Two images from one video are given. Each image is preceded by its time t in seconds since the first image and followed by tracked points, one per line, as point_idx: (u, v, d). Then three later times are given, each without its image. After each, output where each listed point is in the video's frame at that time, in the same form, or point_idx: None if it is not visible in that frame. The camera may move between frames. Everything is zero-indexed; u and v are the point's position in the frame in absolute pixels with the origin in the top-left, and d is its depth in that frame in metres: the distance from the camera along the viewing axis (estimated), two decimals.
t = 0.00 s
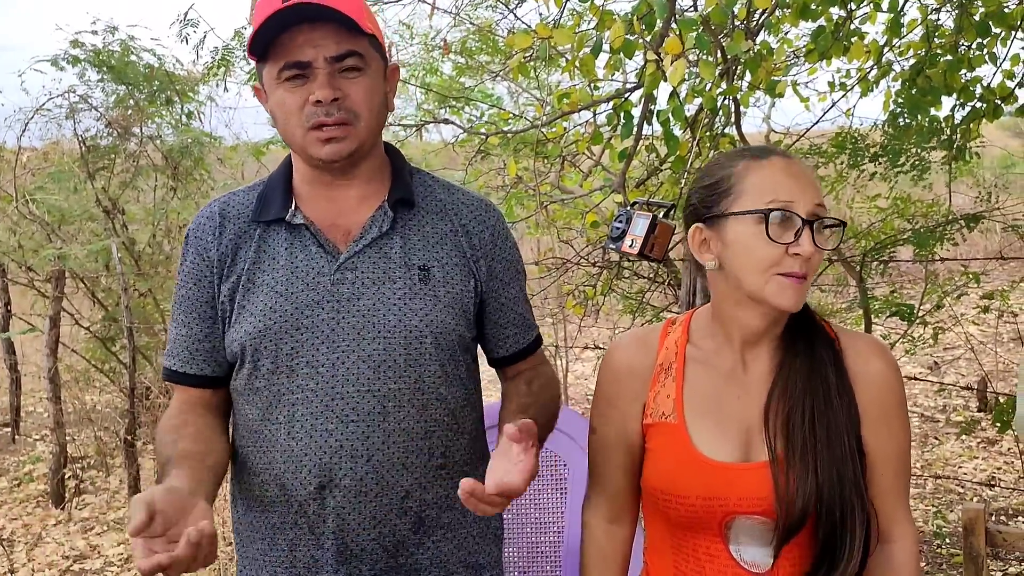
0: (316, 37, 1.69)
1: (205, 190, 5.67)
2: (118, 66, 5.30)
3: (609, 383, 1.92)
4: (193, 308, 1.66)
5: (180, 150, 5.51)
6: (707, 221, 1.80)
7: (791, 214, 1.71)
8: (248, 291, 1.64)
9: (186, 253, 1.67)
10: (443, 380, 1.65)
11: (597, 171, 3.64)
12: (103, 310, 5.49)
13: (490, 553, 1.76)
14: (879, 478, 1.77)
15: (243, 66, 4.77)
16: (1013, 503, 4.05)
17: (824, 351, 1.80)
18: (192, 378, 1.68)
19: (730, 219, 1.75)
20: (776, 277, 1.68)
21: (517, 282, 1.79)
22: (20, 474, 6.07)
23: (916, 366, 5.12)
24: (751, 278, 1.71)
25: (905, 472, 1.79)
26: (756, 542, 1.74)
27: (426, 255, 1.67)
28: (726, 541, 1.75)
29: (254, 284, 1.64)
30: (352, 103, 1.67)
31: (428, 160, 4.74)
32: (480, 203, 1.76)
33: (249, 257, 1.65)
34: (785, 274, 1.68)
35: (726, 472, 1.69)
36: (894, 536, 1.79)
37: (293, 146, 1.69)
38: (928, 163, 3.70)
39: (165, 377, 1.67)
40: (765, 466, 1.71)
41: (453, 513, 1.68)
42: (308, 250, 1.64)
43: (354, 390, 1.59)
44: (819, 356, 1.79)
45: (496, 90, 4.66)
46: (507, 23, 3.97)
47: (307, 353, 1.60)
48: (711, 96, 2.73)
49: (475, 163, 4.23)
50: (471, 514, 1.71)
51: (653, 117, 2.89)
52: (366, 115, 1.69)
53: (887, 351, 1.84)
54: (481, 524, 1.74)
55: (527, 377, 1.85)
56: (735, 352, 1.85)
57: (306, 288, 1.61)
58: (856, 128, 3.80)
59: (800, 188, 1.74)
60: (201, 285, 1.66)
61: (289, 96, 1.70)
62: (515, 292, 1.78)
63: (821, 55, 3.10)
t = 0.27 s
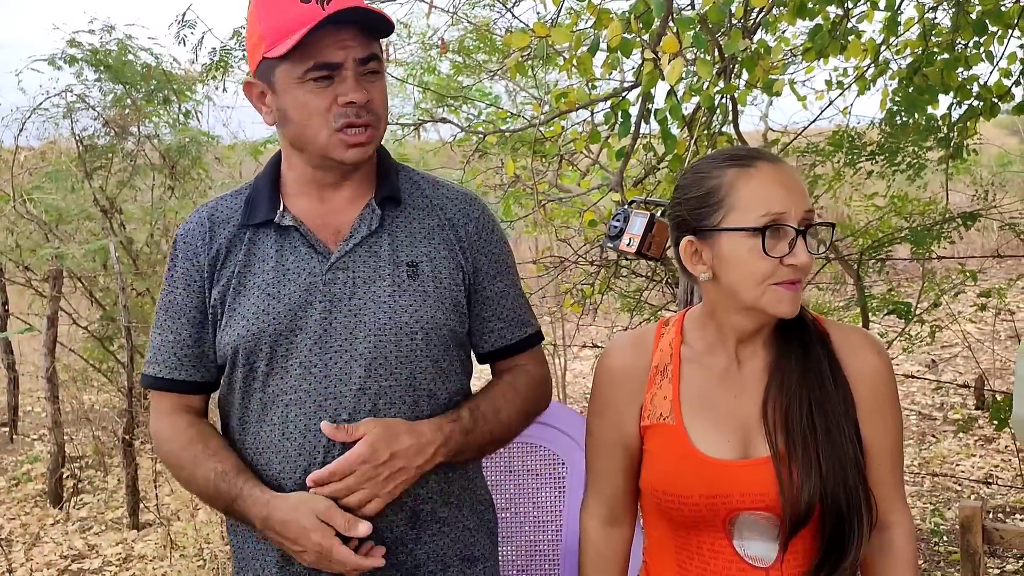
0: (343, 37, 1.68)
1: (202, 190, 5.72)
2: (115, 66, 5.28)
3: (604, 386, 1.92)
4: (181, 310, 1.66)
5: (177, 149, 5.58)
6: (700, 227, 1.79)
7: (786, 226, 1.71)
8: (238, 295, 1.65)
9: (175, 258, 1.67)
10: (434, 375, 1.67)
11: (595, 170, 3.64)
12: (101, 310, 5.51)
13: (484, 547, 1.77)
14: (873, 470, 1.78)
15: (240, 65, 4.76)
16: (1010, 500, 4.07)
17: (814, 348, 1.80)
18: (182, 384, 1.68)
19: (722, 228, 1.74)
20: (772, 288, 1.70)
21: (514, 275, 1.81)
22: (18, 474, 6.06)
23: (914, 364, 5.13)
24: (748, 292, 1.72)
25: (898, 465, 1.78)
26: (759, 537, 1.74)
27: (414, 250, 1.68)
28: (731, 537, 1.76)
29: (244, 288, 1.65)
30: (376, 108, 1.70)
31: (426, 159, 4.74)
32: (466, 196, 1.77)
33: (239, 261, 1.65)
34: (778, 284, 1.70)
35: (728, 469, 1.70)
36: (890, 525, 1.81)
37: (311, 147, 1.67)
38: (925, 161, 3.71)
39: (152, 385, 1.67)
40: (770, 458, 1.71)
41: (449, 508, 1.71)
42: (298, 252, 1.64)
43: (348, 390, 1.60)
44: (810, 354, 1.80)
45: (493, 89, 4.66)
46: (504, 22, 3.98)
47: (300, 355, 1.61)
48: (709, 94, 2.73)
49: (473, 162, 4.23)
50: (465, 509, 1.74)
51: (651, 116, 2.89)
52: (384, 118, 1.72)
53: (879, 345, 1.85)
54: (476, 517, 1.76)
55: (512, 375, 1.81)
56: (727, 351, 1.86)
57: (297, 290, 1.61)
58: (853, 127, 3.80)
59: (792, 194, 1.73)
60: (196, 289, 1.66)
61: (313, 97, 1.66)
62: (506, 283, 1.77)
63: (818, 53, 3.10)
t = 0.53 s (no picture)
0: (322, 36, 1.67)
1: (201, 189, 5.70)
2: (112, 65, 5.28)
3: (601, 380, 1.93)
4: (162, 309, 1.59)
5: (174, 148, 5.53)
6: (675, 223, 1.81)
7: (750, 215, 1.71)
8: (229, 292, 1.61)
9: (155, 257, 1.60)
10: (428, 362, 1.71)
11: (592, 168, 3.64)
12: (97, 309, 5.47)
13: (480, 528, 1.79)
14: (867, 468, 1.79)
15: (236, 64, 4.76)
16: (1007, 497, 4.07)
17: (809, 344, 1.81)
18: (169, 384, 1.58)
19: (690, 220, 1.76)
20: (735, 276, 1.71)
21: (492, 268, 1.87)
22: (15, 474, 6.04)
23: (911, 362, 5.13)
24: (713, 281, 1.75)
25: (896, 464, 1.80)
26: (753, 533, 1.74)
27: (403, 242, 1.71)
28: (726, 534, 1.76)
29: (235, 285, 1.61)
30: (357, 107, 1.69)
31: (423, 158, 4.74)
32: (444, 192, 1.82)
33: (226, 258, 1.62)
34: (743, 272, 1.71)
35: (728, 468, 1.70)
36: (887, 521, 1.82)
37: (293, 147, 1.67)
38: (921, 158, 3.71)
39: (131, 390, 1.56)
40: (766, 459, 1.71)
41: (445, 491, 1.72)
42: (287, 247, 1.63)
43: (350, 380, 1.62)
44: (807, 352, 1.80)
45: (491, 87, 4.66)
46: (501, 20, 3.98)
47: (299, 349, 1.60)
48: (705, 92, 2.73)
49: (470, 160, 4.23)
50: (460, 491, 1.75)
51: (647, 113, 2.89)
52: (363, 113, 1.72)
53: (877, 343, 1.86)
54: (470, 498, 1.78)
55: (501, 361, 1.86)
56: (723, 348, 1.86)
57: (293, 285, 1.61)
58: (850, 125, 3.80)
59: (759, 183, 1.72)
60: (183, 288, 1.61)
61: (291, 96, 1.65)
62: (488, 274, 1.85)
63: (814, 51, 3.10)
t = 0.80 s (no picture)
0: (315, 32, 1.68)
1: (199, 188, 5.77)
2: (110, 64, 5.24)
3: (602, 374, 1.93)
4: (163, 299, 1.52)
5: (173, 147, 5.56)
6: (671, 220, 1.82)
7: (732, 214, 1.71)
8: (236, 286, 1.57)
9: (159, 248, 1.54)
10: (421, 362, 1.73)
11: (590, 168, 3.63)
12: (96, 309, 5.47)
13: (472, 523, 1.81)
14: (866, 473, 1.79)
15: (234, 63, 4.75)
16: (1006, 496, 4.07)
17: (811, 345, 1.81)
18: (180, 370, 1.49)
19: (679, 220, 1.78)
20: (719, 276, 1.72)
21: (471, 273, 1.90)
22: (13, 474, 6.03)
23: (910, 361, 5.13)
24: (702, 281, 1.76)
25: (897, 476, 1.80)
26: (742, 534, 1.74)
27: (402, 243, 1.73)
28: (715, 533, 1.76)
29: (241, 279, 1.58)
30: (343, 100, 1.69)
31: (422, 157, 4.73)
32: (431, 198, 1.86)
33: (230, 251, 1.58)
34: (725, 272, 1.71)
35: (722, 467, 1.70)
36: (883, 529, 1.81)
37: (277, 136, 1.66)
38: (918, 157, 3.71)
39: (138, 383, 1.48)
40: (756, 461, 1.71)
41: (442, 487, 1.73)
42: (291, 243, 1.62)
43: (357, 376, 1.60)
44: (809, 354, 1.80)
45: (489, 87, 4.65)
46: (499, 19, 3.97)
47: (306, 345, 1.58)
48: (703, 91, 2.73)
49: (468, 159, 4.23)
50: (453, 487, 1.76)
51: (644, 113, 2.89)
52: (353, 112, 1.72)
53: (879, 345, 1.85)
54: (462, 494, 1.79)
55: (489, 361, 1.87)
56: (724, 347, 1.85)
57: (297, 281, 1.59)
58: (848, 124, 3.80)
59: (745, 180, 1.73)
60: (187, 279, 1.55)
61: (279, 87, 1.66)
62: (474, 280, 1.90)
63: (812, 50, 3.10)
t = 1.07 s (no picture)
0: (356, 37, 1.70)
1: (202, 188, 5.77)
2: (113, 65, 5.27)
3: (610, 372, 1.93)
4: (167, 301, 1.54)
5: (176, 148, 5.57)
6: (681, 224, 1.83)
7: (734, 226, 1.72)
8: (235, 291, 1.59)
9: (159, 253, 1.56)
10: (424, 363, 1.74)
11: (593, 168, 3.64)
12: (100, 310, 5.50)
13: (474, 528, 1.81)
14: (870, 477, 1.78)
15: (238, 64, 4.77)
16: (1008, 497, 4.07)
17: (818, 347, 1.81)
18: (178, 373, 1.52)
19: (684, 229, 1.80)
20: (722, 285, 1.74)
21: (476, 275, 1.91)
22: (16, 473, 6.05)
23: (912, 362, 5.13)
24: (707, 288, 1.79)
25: (905, 480, 1.79)
26: (744, 534, 1.75)
27: (404, 246, 1.74)
28: (716, 532, 1.76)
29: (240, 283, 1.59)
30: (379, 109, 1.72)
31: (425, 158, 4.75)
32: (435, 201, 1.86)
33: (230, 256, 1.60)
34: (728, 282, 1.74)
35: (725, 467, 1.70)
36: (887, 533, 1.80)
37: (309, 138, 1.66)
38: (921, 157, 3.72)
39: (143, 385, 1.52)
40: (759, 461, 1.72)
41: (443, 492, 1.73)
42: (291, 246, 1.62)
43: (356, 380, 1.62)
44: (816, 356, 1.80)
45: (491, 88, 4.67)
46: (502, 20, 3.99)
47: (305, 349, 1.60)
48: (705, 92, 2.73)
49: (471, 159, 4.24)
50: (455, 490, 1.77)
51: (647, 113, 2.90)
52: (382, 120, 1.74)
53: (889, 350, 1.84)
54: (463, 499, 1.79)
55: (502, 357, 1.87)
56: (733, 347, 1.86)
57: (296, 284, 1.60)
58: (850, 125, 3.81)
59: (747, 189, 1.73)
60: (193, 286, 1.57)
61: (319, 89, 1.66)
62: (478, 283, 1.91)
63: (815, 51, 3.10)
